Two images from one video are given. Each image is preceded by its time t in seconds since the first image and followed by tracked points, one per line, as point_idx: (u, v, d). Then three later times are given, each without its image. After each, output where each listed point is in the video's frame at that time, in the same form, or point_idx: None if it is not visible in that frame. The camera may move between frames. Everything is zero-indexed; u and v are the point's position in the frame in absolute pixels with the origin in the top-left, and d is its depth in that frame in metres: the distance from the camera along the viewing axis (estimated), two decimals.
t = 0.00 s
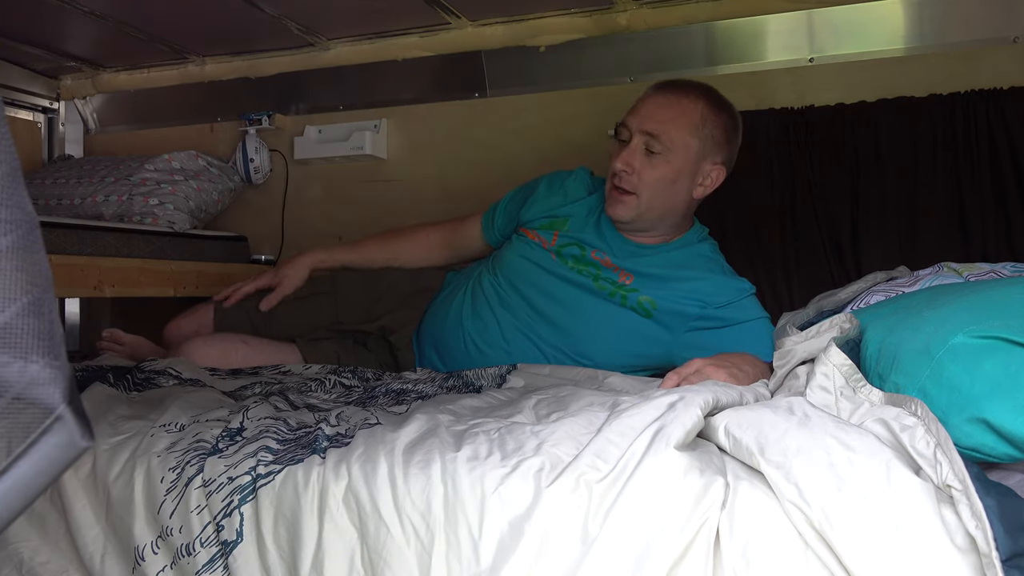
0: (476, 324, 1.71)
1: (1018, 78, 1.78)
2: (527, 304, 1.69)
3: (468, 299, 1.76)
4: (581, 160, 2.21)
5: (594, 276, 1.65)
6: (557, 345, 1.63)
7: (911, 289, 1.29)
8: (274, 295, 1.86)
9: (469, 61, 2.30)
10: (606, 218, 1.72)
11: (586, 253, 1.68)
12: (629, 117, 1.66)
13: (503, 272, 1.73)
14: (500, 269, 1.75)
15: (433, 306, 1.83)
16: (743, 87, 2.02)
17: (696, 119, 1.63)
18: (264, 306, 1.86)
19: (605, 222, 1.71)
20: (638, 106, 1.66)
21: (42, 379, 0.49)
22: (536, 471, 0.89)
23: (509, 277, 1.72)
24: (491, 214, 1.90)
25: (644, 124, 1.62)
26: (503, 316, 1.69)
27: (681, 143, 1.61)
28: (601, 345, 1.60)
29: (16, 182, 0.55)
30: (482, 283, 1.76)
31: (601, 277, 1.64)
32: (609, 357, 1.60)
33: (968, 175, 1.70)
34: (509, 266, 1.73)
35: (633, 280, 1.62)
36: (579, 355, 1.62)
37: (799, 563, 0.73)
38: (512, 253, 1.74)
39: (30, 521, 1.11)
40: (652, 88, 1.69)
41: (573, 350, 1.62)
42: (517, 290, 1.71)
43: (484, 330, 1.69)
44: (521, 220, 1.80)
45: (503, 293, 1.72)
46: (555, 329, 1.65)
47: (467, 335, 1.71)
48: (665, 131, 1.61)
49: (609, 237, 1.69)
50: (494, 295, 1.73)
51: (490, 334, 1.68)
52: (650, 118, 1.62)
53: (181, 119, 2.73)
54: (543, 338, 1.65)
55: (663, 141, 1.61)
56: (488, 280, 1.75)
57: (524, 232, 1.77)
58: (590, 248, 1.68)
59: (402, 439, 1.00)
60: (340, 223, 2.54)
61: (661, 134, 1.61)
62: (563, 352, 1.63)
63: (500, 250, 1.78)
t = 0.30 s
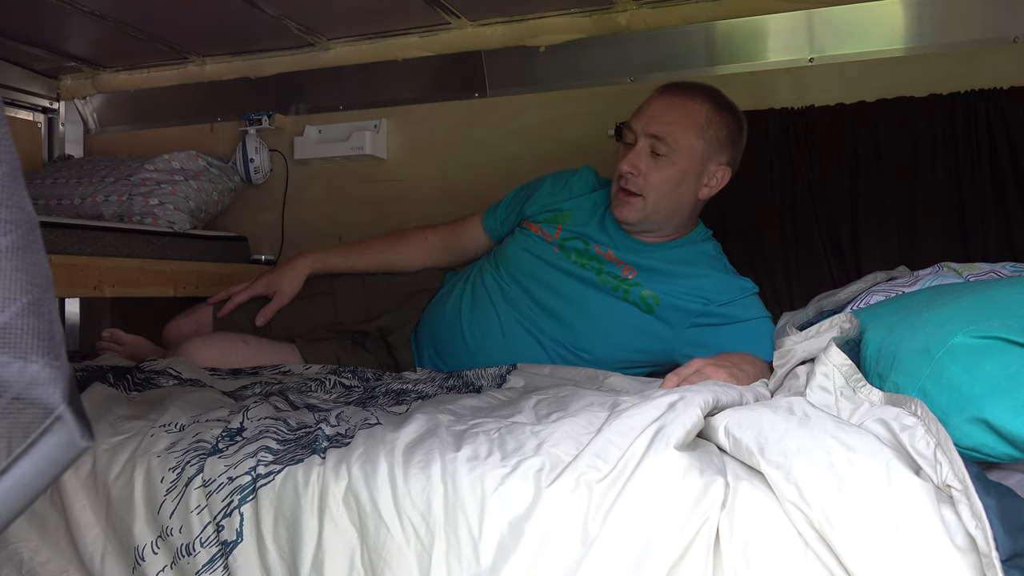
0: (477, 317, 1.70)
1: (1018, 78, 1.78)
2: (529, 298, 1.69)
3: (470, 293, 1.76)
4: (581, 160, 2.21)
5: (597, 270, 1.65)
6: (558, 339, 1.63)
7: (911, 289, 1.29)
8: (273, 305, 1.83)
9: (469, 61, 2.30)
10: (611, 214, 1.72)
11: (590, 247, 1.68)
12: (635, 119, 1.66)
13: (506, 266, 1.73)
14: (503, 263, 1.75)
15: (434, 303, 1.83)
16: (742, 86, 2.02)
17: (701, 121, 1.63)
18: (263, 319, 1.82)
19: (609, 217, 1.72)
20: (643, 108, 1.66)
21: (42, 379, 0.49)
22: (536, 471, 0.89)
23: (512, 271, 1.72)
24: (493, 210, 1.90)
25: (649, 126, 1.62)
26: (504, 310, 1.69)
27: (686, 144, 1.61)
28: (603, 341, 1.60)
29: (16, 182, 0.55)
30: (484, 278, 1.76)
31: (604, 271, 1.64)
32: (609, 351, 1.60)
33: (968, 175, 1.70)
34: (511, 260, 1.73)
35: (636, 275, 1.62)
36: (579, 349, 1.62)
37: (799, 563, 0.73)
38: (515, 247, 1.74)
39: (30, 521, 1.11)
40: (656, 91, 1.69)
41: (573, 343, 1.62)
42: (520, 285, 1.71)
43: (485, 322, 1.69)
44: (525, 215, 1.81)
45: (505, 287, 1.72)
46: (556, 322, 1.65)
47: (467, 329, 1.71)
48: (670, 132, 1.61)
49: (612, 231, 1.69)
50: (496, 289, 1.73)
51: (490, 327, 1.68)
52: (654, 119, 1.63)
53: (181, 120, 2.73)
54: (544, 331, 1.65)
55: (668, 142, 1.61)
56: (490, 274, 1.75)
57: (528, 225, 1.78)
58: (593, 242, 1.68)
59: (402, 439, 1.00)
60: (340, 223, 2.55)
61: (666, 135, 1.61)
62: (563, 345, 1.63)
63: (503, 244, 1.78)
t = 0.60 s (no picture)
0: (478, 316, 1.70)
1: (1019, 78, 1.78)
2: (531, 298, 1.69)
3: (471, 295, 1.77)
4: (581, 160, 2.21)
5: (599, 270, 1.65)
6: (559, 337, 1.63)
7: (911, 289, 1.29)
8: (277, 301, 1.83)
9: (469, 60, 2.30)
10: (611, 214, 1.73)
11: (592, 247, 1.68)
12: (633, 120, 1.66)
13: (507, 268, 1.74)
14: (504, 265, 1.75)
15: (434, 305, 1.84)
16: (742, 86, 2.02)
17: (700, 120, 1.64)
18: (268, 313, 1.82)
19: (610, 217, 1.72)
20: (641, 109, 1.66)
21: (43, 379, 0.49)
22: (537, 471, 0.89)
23: (513, 271, 1.73)
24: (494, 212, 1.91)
25: (648, 127, 1.62)
26: (505, 309, 1.69)
27: (686, 144, 1.62)
28: (605, 339, 1.59)
29: (16, 182, 0.55)
30: (485, 279, 1.76)
31: (607, 270, 1.64)
32: (610, 349, 1.59)
33: (968, 175, 1.71)
34: (513, 260, 1.73)
35: (638, 274, 1.62)
36: (580, 347, 1.62)
37: (799, 563, 0.73)
38: (516, 249, 1.74)
39: (30, 521, 1.11)
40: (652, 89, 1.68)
41: (574, 341, 1.62)
42: (521, 286, 1.71)
43: (487, 324, 1.69)
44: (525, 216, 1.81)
45: (507, 288, 1.72)
46: (557, 321, 1.65)
47: (468, 329, 1.70)
48: (670, 132, 1.61)
49: (614, 232, 1.70)
50: (497, 288, 1.73)
51: (491, 326, 1.68)
52: (653, 120, 1.62)
53: (181, 120, 2.73)
54: (545, 329, 1.65)
55: (669, 144, 1.61)
56: (491, 276, 1.76)
57: (529, 226, 1.78)
58: (595, 242, 1.69)
59: (402, 439, 1.00)
60: (340, 223, 2.55)
61: (666, 137, 1.61)
62: (565, 345, 1.63)
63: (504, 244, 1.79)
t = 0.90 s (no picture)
0: (481, 318, 1.70)
1: (1019, 78, 1.78)
2: (532, 302, 1.69)
3: (472, 298, 1.76)
4: (581, 160, 2.21)
5: (601, 273, 1.65)
6: (562, 339, 1.62)
7: (911, 289, 1.29)
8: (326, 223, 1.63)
9: (469, 60, 2.30)
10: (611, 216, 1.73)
11: (593, 250, 1.68)
12: (627, 136, 1.62)
13: (508, 272, 1.74)
14: (504, 268, 1.75)
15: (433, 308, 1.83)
16: (742, 86, 2.02)
17: (697, 132, 1.62)
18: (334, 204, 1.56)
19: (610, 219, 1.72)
20: (633, 125, 1.62)
21: (43, 379, 0.49)
22: (537, 471, 0.89)
23: (514, 275, 1.72)
24: (488, 216, 1.89)
25: (648, 143, 1.59)
26: (508, 311, 1.69)
27: (687, 157, 1.61)
28: (609, 341, 1.59)
29: (16, 182, 0.55)
30: (486, 282, 1.76)
31: (609, 273, 1.65)
32: (612, 350, 1.59)
33: (968, 175, 1.71)
34: (514, 263, 1.73)
35: (640, 276, 1.62)
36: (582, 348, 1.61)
37: (799, 563, 0.73)
38: (516, 252, 1.74)
39: (30, 521, 1.11)
40: (643, 101, 1.64)
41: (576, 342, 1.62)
42: (522, 289, 1.71)
43: (489, 327, 1.68)
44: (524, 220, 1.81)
45: (508, 291, 1.72)
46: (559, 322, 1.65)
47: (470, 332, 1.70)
48: (669, 146, 1.59)
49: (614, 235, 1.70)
50: (498, 291, 1.73)
51: (494, 329, 1.68)
52: (652, 136, 1.59)
53: (181, 119, 2.73)
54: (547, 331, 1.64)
55: (668, 158, 1.59)
56: (491, 279, 1.76)
57: (530, 229, 1.78)
58: (596, 246, 1.69)
59: (402, 439, 1.00)
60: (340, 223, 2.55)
61: (665, 151, 1.59)
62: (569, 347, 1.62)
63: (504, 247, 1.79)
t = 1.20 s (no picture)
0: (485, 329, 1.70)
1: (1019, 78, 1.78)
2: (535, 311, 1.68)
3: (473, 308, 1.75)
4: (580, 159, 2.22)
5: (604, 283, 1.64)
6: (568, 349, 1.61)
7: (911, 289, 1.29)
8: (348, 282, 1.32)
9: (469, 60, 2.30)
10: (613, 222, 1.71)
11: (597, 260, 1.67)
12: (651, 128, 1.62)
13: (509, 282, 1.72)
14: (505, 278, 1.74)
15: (432, 316, 1.82)
16: (742, 86, 2.02)
17: (719, 128, 1.64)
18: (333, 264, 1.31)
19: (611, 225, 1.70)
20: (658, 117, 1.61)
21: (43, 379, 0.49)
22: (536, 471, 0.89)
23: (517, 287, 1.71)
24: (480, 226, 1.82)
25: (674, 136, 1.60)
26: (512, 321, 1.68)
27: (710, 151, 1.62)
28: (615, 350, 1.59)
29: (16, 182, 0.55)
30: (486, 292, 1.75)
31: (611, 284, 1.63)
32: (620, 359, 1.59)
33: (968, 175, 1.71)
34: (516, 277, 1.71)
35: (644, 284, 1.61)
36: (592, 358, 1.60)
37: (800, 564, 0.73)
38: (516, 263, 1.72)
39: (30, 521, 1.11)
40: (664, 96, 1.64)
41: (585, 352, 1.61)
42: (525, 299, 1.70)
43: (494, 338, 1.67)
44: (522, 228, 1.79)
45: (510, 302, 1.71)
46: (567, 332, 1.64)
47: (473, 344, 1.69)
48: (694, 140, 1.60)
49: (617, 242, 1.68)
50: (502, 303, 1.71)
51: (500, 341, 1.66)
52: (678, 129, 1.60)
53: (181, 120, 2.73)
54: (555, 342, 1.63)
55: (694, 153, 1.60)
56: (492, 289, 1.74)
57: (529, 240, 1.75)
58: (600, 256, 1.67)
59: (402, 439, 1.00)
60: (340, 222, 2.55)
61: (692, 145, 1.59)
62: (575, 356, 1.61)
63: (503, 259, 1.76)
